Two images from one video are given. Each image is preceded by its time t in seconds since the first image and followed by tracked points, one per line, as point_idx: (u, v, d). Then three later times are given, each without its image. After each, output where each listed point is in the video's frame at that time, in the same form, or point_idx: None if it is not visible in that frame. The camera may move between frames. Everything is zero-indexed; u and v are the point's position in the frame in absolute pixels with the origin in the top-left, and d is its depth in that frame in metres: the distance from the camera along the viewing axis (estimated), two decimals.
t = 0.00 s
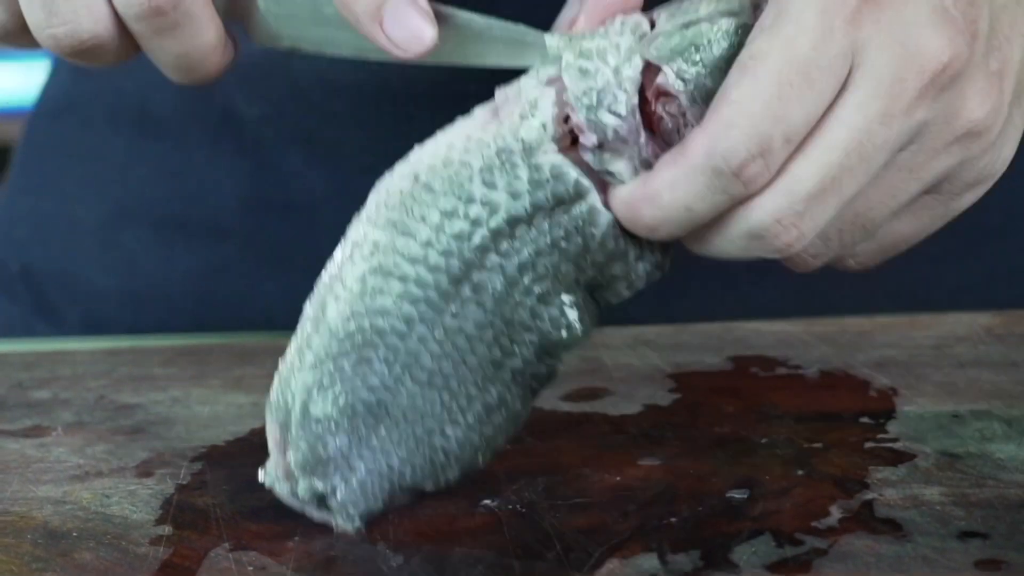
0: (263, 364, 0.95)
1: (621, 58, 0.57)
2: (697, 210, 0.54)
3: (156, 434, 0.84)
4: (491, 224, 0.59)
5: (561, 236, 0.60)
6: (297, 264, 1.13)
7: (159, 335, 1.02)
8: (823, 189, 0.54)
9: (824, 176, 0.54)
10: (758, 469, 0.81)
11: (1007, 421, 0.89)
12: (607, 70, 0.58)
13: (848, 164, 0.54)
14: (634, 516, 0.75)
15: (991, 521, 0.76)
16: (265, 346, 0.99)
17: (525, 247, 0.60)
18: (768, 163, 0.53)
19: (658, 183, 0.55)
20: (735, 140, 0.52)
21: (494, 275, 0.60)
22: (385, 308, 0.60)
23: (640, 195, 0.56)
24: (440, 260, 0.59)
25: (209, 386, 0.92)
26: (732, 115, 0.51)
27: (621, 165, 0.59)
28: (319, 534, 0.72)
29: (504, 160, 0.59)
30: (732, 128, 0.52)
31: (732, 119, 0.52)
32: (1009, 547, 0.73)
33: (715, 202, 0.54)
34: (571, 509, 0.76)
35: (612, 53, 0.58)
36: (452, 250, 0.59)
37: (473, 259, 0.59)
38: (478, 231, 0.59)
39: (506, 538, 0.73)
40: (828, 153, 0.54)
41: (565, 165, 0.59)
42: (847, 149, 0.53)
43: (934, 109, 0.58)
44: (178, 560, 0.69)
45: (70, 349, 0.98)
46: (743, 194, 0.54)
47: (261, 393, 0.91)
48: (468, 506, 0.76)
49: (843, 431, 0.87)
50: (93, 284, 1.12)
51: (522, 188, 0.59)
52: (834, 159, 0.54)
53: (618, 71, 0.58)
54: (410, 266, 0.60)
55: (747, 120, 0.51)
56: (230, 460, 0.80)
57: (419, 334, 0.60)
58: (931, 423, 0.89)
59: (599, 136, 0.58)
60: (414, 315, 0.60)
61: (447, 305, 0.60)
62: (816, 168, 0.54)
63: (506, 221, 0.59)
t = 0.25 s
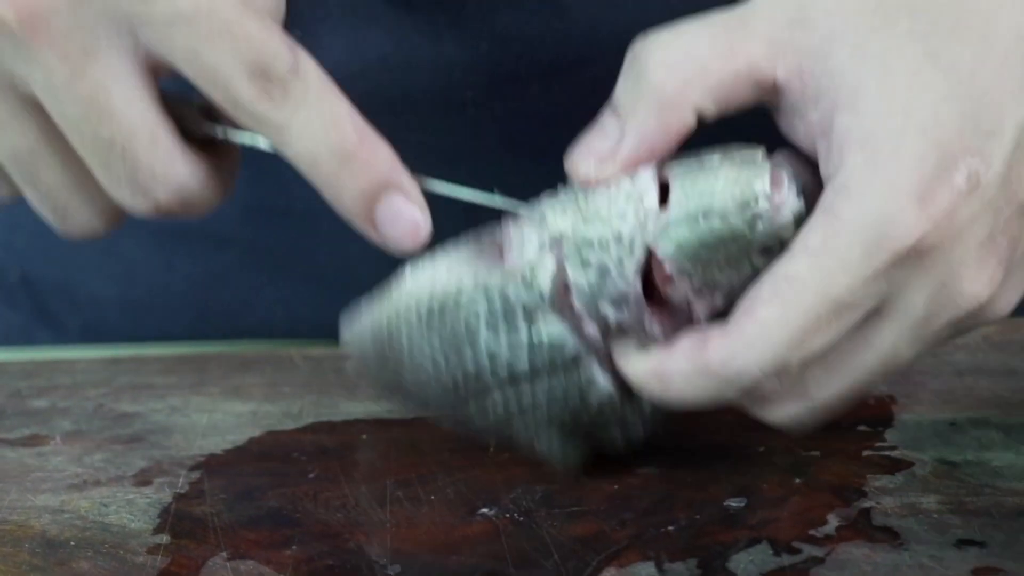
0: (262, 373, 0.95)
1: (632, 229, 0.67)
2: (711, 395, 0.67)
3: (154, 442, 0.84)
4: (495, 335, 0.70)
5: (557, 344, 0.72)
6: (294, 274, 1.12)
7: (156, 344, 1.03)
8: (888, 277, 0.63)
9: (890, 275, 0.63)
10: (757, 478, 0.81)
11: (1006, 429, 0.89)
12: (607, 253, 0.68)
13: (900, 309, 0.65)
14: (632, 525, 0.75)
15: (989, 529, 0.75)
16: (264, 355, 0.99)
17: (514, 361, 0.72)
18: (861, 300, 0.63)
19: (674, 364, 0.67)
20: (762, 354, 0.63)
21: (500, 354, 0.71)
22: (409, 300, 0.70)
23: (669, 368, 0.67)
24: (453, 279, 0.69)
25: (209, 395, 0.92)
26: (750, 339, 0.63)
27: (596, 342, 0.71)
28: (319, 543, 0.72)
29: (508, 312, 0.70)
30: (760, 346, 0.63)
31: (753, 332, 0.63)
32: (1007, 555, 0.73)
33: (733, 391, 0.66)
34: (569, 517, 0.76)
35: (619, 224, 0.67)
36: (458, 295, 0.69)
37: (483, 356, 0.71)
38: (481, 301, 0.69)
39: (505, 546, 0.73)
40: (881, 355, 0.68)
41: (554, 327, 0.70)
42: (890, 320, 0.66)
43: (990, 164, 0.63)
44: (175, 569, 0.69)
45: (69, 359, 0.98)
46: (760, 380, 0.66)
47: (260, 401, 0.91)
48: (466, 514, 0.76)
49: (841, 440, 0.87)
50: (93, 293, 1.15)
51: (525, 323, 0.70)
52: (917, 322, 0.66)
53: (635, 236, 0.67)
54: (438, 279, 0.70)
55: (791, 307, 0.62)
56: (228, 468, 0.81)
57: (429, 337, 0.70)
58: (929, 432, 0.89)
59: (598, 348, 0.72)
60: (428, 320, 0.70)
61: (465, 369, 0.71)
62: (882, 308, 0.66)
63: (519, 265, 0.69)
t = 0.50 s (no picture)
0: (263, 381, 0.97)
1: (701, 381, 0.75)
2: (815, 463, 0.65)
3: (155, 450, 0.84)
4: (532, 425, 0.79)
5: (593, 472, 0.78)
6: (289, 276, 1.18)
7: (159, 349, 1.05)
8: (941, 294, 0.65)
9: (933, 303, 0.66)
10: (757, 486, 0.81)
11: (1005, 435, 0.90)
12: (673, 414, 0.76)
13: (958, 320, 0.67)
14: (632, 533, 0.75)
15: (990, 537, 0.75)
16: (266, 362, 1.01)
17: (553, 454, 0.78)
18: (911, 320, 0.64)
19: (767, 445, 0.65)
20: (809, 422, 0.63)
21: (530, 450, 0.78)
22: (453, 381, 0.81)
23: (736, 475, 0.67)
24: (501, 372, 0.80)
25: (209, 403, 0.93)
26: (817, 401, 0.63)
27: (631, 476, 0.77)
28: (316, 550, 0.72)
29: (553, 407, 0.78)
30: (846, 404, 0.62)
31: (849, 405, 0.62)
32: (1007, 563, 0.72)
33: (817, 471, 0.65)
34: (569, 524, 0.76)
35: (693, 390, 0.75)
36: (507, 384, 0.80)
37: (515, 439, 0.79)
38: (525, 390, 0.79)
39: (503, 552, 0.73)
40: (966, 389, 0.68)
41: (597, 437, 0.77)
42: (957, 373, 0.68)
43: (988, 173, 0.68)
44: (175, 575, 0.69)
45: (70, 366, 0.99)
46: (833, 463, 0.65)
47: (261, 409, 0.92)
48: (466, 522, 0.76)
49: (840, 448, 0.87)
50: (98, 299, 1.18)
51: (564, 410, 0.78)
52: (966, 349, 0.67)
53: (702, 407, 0.75)
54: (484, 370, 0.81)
55: (855, 362, 0.62)
56: (229, 476, 0.81)
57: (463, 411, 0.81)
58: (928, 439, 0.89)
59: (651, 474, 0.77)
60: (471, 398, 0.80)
61: (495, 446, 0.80)
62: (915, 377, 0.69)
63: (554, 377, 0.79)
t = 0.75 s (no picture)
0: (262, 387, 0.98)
1: (676, 326, 0.73)
2: (804, 400, 0.66)
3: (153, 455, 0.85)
4: (523, 429, 0.75)
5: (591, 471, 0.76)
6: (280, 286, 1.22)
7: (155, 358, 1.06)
8: (930, 250, 0.67)
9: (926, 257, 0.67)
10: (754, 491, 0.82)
11: (1001, 441, 0.90)
12: (651, 362, 0.73)
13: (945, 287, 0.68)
14: (628, 538, 0.75)
15: (986, 542, 0.75)
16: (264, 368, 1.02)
17: (550, 456, 0.75)
18: (902, 277, 0.65)
19: (762, 368, 0.66)
20: (808, 344, 0.64)
21: (524, 456, 0.76)
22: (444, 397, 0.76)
23: (715, 387, 0.68)
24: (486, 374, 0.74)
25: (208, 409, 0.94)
26: (824, 336, 0.63)
27: (620, 435, 0.75)
28: (313, 556, 0.72)
29: (542, 402, 0.74)
30: (843, 334, 0.63)
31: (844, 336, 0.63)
32: (1002, 568, 0.72)
33: (808, 397, 0.65)
34: (566, 530, 0.76)
35: (668, 334, 0.73)
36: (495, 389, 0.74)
37: (507, 449, 0.76)
38: (513, 393, 0.74)
39: (500, 557, 0.73)
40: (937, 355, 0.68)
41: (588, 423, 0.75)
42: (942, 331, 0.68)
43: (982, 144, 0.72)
44: None
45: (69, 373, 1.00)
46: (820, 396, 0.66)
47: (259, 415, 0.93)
48: (463, 527, 0.76)
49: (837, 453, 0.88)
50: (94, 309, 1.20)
51: (553, 399, 0.74)
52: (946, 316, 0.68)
53: (680, 350, 0.72)
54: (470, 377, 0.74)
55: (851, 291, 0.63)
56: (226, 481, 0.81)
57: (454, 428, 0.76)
58: (924, 444, 0.90)
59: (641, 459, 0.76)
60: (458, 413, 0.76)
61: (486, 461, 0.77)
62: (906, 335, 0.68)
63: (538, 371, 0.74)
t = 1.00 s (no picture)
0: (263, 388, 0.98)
1: (732, 264, 0.74)
2: (831, 326, 0.66)
3: (155, 456, 0.85)
4: (591, 385, 0.74)
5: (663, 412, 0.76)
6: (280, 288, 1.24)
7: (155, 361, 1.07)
8: (953, 203, 0.70)
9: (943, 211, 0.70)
10: (756, 492, 0.82)
11: (1004, 442, 0.90)
12: (714, 299, 0.74)
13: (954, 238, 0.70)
14: (631, 539, 0.75)
15: (988, 543, 0.75)
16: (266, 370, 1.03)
17: (622, 408, 0.75)
18: (921, 240, 0.67)
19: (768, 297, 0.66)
20: (848, 276, 0.65)
21: (594, 412, 0.75)
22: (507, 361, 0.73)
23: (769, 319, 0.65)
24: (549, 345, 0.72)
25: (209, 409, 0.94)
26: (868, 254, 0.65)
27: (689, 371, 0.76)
28: (316, 557, 0.72)
29: (607, 358, 0.74)
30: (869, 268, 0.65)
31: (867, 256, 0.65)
32: (1005, 569, 0.72)
33: (829, 333, 0.66)
34: (568, 531, 0.76)
35: (725, 271, 0.74)
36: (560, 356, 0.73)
37: (575, 408, 0.75)
38: (578, 358, 0.73)
39: (502, 559, 0.73)
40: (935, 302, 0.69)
41: (658, 368, 0.75)
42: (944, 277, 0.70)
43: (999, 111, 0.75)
44: None
45: (70, 374, 1.01)
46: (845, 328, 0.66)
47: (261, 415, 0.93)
48: (465, 528, 0.76)
49: (840, 454, 0.88)
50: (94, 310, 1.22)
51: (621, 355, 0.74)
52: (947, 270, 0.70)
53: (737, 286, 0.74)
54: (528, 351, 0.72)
55: (886, 220, 0.66)
56: (228, 482, 0.81)
57: (513, 392, 0.75)
58: (927, 446, 0.90)
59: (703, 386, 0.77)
60: (521, 380, 0.73)
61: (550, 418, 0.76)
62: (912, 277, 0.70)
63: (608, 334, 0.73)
